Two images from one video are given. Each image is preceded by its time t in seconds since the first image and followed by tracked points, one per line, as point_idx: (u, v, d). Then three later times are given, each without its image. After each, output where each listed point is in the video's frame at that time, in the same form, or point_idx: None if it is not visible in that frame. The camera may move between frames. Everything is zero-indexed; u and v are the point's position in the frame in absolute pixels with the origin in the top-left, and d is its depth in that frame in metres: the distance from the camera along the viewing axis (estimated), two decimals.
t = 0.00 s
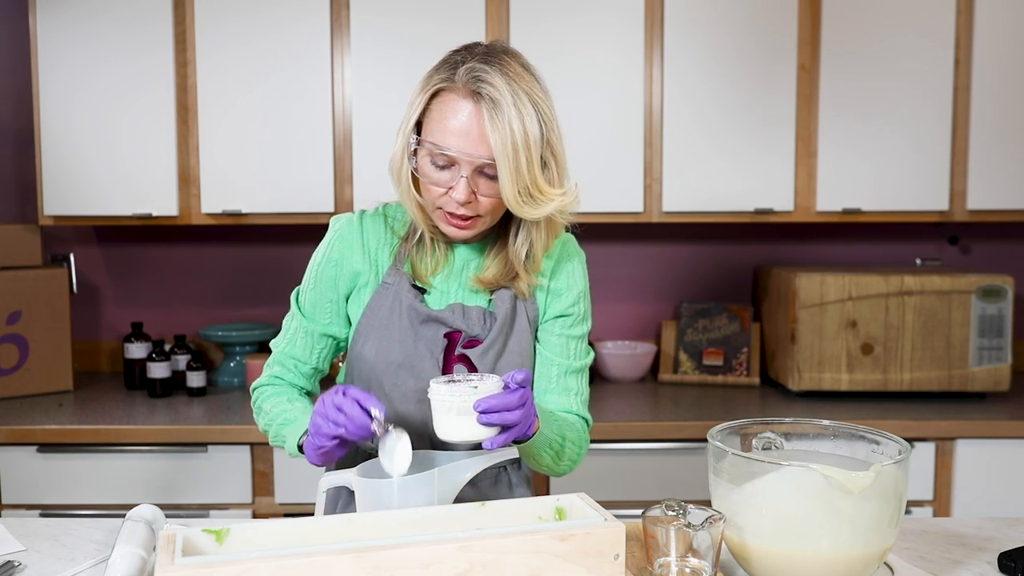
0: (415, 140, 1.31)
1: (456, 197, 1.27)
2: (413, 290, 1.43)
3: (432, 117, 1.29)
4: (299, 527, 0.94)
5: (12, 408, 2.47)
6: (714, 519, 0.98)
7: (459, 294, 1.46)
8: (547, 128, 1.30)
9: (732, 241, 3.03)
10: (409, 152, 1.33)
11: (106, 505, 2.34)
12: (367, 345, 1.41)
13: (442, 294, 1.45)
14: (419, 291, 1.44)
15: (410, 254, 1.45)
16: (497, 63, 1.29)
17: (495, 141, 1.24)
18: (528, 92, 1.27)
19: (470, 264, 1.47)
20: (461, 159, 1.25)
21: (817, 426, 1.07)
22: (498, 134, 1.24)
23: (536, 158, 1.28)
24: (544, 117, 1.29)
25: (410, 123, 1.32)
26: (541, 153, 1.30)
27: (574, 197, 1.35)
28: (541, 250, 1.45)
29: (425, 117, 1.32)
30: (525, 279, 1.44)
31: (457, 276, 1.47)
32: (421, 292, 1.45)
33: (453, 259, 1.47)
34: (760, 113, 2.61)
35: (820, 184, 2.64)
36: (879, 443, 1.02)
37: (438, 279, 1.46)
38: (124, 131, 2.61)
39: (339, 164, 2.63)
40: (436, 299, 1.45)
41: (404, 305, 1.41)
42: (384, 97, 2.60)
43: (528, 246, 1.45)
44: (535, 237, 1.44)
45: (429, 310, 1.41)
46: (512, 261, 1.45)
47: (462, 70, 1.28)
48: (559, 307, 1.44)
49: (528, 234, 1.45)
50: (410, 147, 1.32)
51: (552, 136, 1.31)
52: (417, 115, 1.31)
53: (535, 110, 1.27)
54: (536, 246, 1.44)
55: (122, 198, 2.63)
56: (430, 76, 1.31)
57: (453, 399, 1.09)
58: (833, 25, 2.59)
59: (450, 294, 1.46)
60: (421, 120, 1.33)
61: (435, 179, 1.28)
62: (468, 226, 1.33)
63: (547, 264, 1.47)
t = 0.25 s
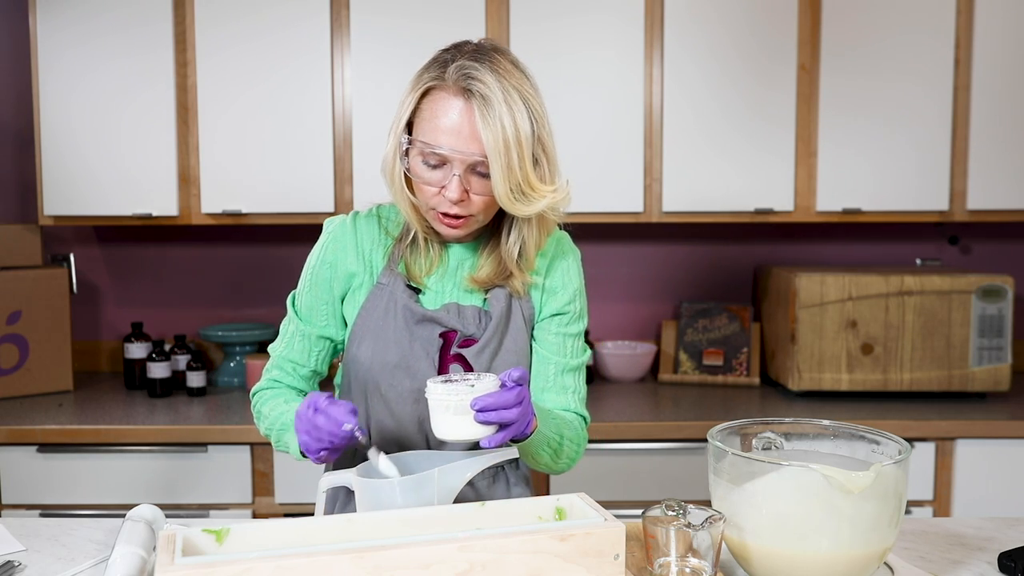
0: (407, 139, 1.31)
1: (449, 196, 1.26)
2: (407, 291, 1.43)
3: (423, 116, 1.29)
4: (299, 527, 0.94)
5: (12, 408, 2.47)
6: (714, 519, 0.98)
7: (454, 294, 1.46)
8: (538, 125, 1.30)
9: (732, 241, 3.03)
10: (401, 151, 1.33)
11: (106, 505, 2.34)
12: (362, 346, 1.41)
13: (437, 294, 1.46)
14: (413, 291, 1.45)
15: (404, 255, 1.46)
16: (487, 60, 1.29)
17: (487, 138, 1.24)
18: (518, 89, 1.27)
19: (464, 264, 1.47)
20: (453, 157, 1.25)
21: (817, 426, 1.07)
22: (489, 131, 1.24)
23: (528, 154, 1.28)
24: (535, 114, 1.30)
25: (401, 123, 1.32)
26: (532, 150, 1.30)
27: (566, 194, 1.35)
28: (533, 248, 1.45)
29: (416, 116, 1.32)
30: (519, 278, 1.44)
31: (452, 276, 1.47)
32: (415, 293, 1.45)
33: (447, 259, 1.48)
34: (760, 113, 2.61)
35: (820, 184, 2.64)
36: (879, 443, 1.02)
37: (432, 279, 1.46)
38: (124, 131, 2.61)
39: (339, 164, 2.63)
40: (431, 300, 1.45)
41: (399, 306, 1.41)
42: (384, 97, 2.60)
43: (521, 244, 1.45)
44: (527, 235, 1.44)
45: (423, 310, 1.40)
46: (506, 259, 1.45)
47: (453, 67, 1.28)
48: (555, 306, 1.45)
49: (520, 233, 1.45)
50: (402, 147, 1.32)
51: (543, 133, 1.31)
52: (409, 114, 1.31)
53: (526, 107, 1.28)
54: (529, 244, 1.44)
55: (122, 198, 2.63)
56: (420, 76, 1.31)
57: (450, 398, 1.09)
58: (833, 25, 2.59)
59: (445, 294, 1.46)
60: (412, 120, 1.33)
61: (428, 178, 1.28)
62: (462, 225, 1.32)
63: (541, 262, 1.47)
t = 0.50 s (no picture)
0: (410, 135, 1.31)
1: (455, 188, 1.26)
2: (408, 291, 1.43)
3: (426, 110, 1.29)
4: (299, 527, 0.94)
5: (12, 408, 2.47)
6: (714, 519, 0.98)
7: (455, 294, 1.46)
8: (541, 116, 1.30)
9: (732, 241, 3.03)
10: (404, 148, 1.33)
11: (106, 505, 2.34)
12: (363, 347, 1.41)
13: (438, 295, 1.46)
14: (415, 292, 1.45)
15: (405, 257, 1.46)
16: (488, 52, 1.29)
17: (491, 128, 1.24)
18: (520, 80, 1.28)
19: (465, 263, 1.47)
20: (458, 149, 1.25)
21: (817, 426, 1.07)
22: (494, 121, 1.24)
23: (532, 144, 1.28)
24: (537, 106, 1.30)
25: (404, 119, 1.32)
26: (535, 142, 1.30)
27: (568, 185, 1.35)
28: (536, 241, 1.44)
29: (418, 112, 1.32)
30: (521, 274, 1.44)
31: (453, 276, 1.47)
32: (416, 294, 1.45)
33: (447, 258, 1.47)
34: (760, 113, 2.61)
35: (820, 184, 2.64)
36: (879, 443, 1.02)
37: (433, 280, 1.46)
38: (124, 131, 2.61)
39: (339, 164, 2.63)
40: (432, 300, 1.45)
41: (399, 307, 1.41)
42: (384, 97, 2.60)
43: (523, 237, 1.45)
44: (529, 228, 1.44)
45: (424, 311, 1.40)
46: (508, 255, 1.45)
47: (455, 60, 1.29)
48: (557, 306, 1.44)
49: (523, 225, 1.45)
50: (405, 142, 1.32)
51: (545, 125, 1.31)
52: (410, 110, 1.31)
53: (528, 98, 1.28)
54: (531, 237, 1.44)
55: (122, 198, 2.63)
56: (421, 71, 1.31)
57: (444, 398, 1.10)
58: (833, 25, 2.59)
59: (445, 294, 1.46)
60: (414, 116, 1.33)
61: (433, 172, 1.28)
62: (467, 220, 1.31)
63: (543, 257, 1.47)
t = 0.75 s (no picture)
0: (413, 130, 1.31)
1: (461, 180, 1.25)
2: (410, 291, 1.44)
3: (428, 105, 1.30)
4: (299, 527, 0.94)
5: (12, 408, 2.47)
6: (714, 519, 0.98)
7: (457, 293, 1.46)
8: (543, 108, 1.31)
9: (732, 242, 3.03)
10: (406, 144, 1.33)
11: (106, 505, 2.34)
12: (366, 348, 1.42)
13: (440, 295, 1.46)
14: (417, 292, 1.45)
15: (406, 257, 1.46)
16: (488, 45, 1.30)
17: (496, 119, 1.25)
18: (521, 71, 1.29)
19: (466, 261, 1.47)
20: (462, 141, 1.25)
21: (816, 426, 1.07)
22: (498, 111, 1.25)
23: (535, 135, 1.28)
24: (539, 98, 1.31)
25: (405, 114, 1.32)
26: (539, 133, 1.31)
27: (570, 176, 1.35)
28: (538, 235, 1.45)
29: (419, 107, 1.32)
30: (522, 269, 1.45)
31: (455, 275, 1.47)
32: (418, 294, 1.45)
33: (448, 257, 1.47)
34: (760, 113, 2.61)
35: (820, 184, 2.64)
36: (879, 443, 1.02)
37: (435, 280, 1.46)
38: (124, 131, 2.61)
39: (339, 164, 2.63)
40: (434, 300, 1.45)
41: (402, 307, 1.42)
42: (385, 97, 2.60)
43: (526, 231, 1.45)
44: (532, 219, 1.43)
45: (426, 311, 1.41)
46: (511, 249, 1.45)
47: (456, 54, 1.30)
48: (559, 304, 1.44)
49: (524, 216, 1.45)
50: (408, 138, 1.32)
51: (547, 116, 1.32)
52: (412, 106, 1.32)
53: (531, 90, 1.29)
54: (534, 231, 1.44)
55: (123, 198, 2.63)
56: (421, 66, 1.31)
57: (439, 403, 1.07)
58: (833, 25, 2.59)
59: (448, 293, 1.46)
60: (415, 112, 1.33)
61: (437, 166, 1.27)
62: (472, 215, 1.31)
63: (544, 252, 1.47)
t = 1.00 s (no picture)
0: (416, 130, 1.31)
1: (465, 180, 1.25)
2: (416, 294, 1.43)
3: (431, 105, 1.30)
4: (299, 527, 0.94)
5: (12, 408, 2.47)
6: (714, 519, 0.98)
7: (463, 294, 1.46)
8: (546, 106, 1.31)
9: (732, 241, 3.03)
10: (409, 145, 1.32)
11: (106, 505, 2.34)
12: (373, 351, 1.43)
13: (446, 296, 1.46)
14: (423, 294, 1.45)
15: (411, 259, 1.45)
16: (490, 44, 1.30)
17: (499, 117, 1.25)
18: (524, 69, 1.29)
19: (472, 262, 1.47)
20: (466, 140, 1.25)
21: (817, 426, 1.07)
22: (502, 110, 1.25)
23: (539, 134, 1.28)
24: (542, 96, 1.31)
25: (408, 115, 1.32)
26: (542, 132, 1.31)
27: (575, 174, 1.35)
28: (543, 234, 1.44)
29: (422, 108, 1.32)
30: (528, 270, 1.44)
31: (460, 276, 1.47)
32: (425, 296, 1.45)
33: (454, 258, 1.47)
34: (760, 113, 2.61)
35: (820, 184, 2.64)
36: (879, 443, 1.02)
37: (440, 281, 1.46)
38: (124, 131, 2.61)
39: (339, 164, 2.63)
40: (440, 302, 1.46)
41: (408, 309, 1.42)
42: (385, 97, 2.60)
43: (531, 230, 1.45)
44: (536, 220, 1.43)
45: (432, 313, 1.41)
46: (516, 249, 1.45)
47: (458, 53, 1.30)
48: (564, 303, 1.44)
49: (529, 218, 1.44)
50: (411, 139, 1.32)
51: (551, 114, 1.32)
52: (415, 106, 1.32)
53: (534, 88, 1.29)
54: (539, 231, 1.44)
55: (123, 197, 2.63)
56: (423, 66, 1.31)
57: (439, 398, 1.08)
58: (833, 25, 2.59)
59: (453, 295, 1.46)
60: (418, 112, 1.33)
61: (441, 166, 1.27)
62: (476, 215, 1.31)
63: (549, 253, 1.47)
